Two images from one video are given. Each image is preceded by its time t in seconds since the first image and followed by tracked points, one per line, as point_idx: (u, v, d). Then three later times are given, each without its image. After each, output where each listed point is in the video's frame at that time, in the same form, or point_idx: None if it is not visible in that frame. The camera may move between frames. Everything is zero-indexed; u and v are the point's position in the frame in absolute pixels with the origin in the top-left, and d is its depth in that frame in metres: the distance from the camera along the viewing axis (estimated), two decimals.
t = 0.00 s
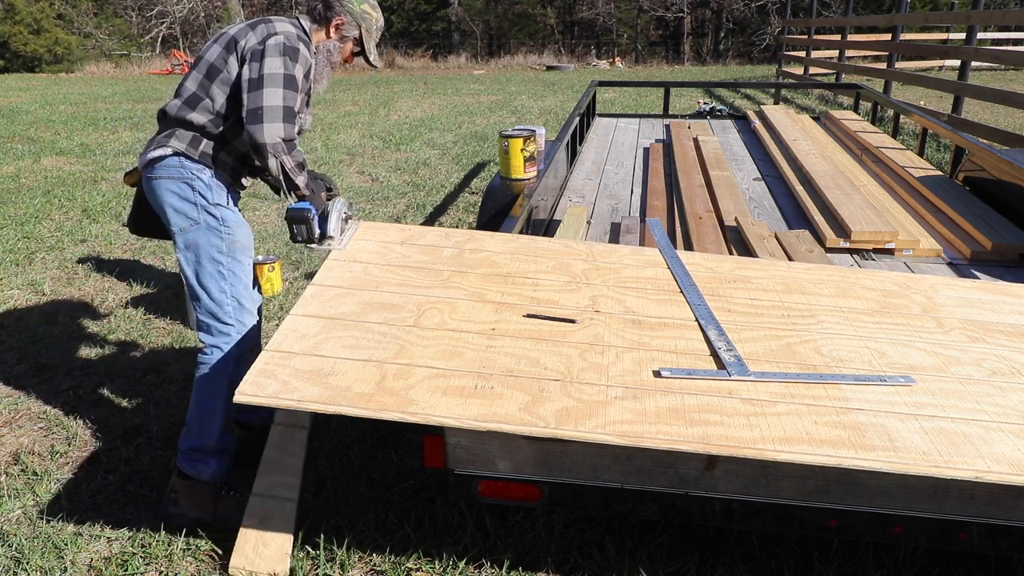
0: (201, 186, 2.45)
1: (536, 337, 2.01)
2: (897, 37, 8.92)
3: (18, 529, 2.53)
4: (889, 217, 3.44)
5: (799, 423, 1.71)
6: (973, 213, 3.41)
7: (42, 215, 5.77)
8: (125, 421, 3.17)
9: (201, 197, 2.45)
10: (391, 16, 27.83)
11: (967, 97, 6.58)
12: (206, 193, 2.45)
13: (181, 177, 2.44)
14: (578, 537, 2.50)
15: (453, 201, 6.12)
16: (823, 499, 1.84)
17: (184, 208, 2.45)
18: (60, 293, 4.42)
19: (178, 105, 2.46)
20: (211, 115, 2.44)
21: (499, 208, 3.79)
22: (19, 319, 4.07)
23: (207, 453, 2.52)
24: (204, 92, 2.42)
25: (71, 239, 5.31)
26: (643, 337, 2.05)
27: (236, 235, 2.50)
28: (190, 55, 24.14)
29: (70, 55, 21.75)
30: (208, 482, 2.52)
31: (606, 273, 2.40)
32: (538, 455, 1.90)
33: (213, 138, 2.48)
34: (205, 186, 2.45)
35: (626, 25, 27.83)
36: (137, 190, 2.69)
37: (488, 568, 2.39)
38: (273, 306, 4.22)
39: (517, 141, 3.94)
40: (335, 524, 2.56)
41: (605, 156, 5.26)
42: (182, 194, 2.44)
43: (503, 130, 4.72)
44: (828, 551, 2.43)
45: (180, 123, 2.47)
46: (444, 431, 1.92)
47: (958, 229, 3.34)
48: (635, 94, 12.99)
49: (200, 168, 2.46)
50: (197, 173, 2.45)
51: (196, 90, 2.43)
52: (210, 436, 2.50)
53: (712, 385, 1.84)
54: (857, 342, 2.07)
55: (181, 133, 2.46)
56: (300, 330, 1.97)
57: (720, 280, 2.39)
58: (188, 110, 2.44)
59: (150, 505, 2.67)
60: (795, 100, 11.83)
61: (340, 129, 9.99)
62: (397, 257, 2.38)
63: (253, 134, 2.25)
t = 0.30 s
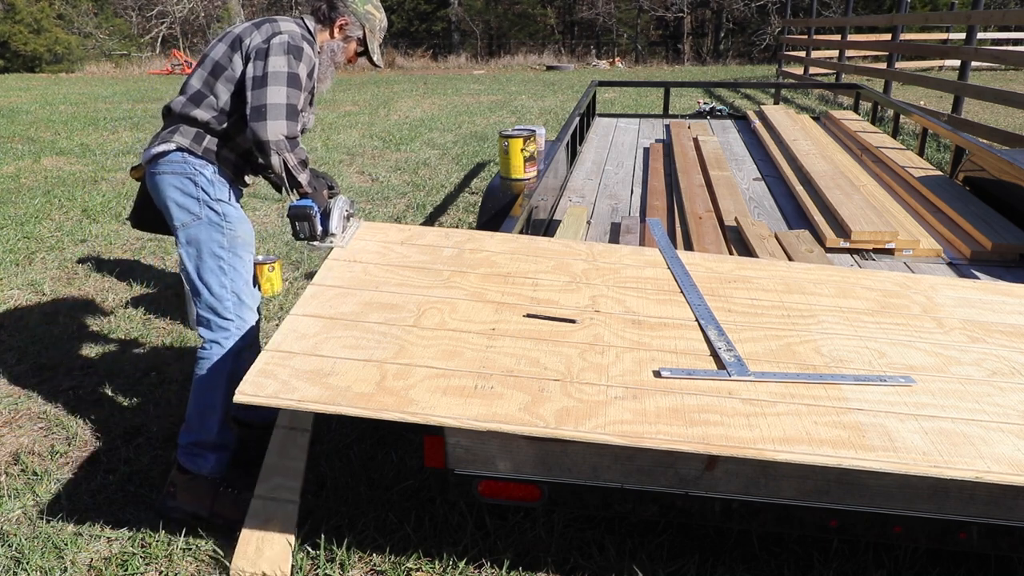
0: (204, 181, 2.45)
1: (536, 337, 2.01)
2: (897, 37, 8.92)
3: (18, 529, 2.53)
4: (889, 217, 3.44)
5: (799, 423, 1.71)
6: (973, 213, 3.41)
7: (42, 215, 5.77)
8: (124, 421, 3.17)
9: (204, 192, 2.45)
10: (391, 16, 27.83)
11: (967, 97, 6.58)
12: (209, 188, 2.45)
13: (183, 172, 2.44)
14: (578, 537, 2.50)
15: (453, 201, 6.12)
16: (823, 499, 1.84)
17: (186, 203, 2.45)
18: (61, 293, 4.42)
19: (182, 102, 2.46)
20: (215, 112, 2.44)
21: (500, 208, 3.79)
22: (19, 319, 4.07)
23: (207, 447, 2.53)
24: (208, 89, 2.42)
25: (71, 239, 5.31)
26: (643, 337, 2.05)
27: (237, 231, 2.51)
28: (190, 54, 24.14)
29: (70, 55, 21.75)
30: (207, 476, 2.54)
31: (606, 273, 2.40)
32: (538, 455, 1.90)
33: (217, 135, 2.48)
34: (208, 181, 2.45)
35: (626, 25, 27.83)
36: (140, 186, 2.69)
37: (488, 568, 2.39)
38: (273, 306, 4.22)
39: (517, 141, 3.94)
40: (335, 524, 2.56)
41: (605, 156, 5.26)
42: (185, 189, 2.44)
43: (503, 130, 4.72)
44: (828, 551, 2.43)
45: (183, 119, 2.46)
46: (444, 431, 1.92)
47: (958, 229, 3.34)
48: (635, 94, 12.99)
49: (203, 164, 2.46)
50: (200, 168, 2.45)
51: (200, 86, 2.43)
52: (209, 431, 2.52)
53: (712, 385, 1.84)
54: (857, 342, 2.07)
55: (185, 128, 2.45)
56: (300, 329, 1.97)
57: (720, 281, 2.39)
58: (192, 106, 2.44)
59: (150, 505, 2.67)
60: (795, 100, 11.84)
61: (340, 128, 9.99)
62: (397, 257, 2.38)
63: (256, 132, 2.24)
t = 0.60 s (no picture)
0: (207, 180, 2.45)
1: (536, 337, 2.01)
2: (897, 37, 8.92)
3: (18, 529, 2.53)
4: (889, 217, 3.44)
5: (798, 423, 1.71)
6: (973, 213, 3.41)
7: (42, 215, 5.77)
8: (124, 421, 3.17)
9: (207, 192, 2.45)
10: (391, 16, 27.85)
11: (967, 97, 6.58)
12: (212, 187, 2.45)
13: (186, 172, 2.44)
14: (578, 537, 2.50)
15: (453, 201, 6.12)
16: (823, 499, 1.84)
17: (189, 202, 2.45)
18: (61, 293, 4.42)
19: (184, 101, 2.45)
20: (218, 111, 2.44)
21: (500, 208, 3.79)
22: (19, 319, 4.06)
23: (210, 445, 2.53)
24: (210, 89, 2.41)
25: (71, 239, 5.30)
26: (643, 337, 2.05)
27: (241, 229, 2.50)
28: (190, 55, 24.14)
29: (70, 54, 21.73)
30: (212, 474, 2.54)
31: (606, 273, 2.40)
32: (538, 455, 1.90)
33: (220, 134, 2.47)
34: (210, 180, 2.45)
35: (626, 25, 27.84)
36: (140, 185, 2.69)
37: (488, 568, 2.39)
38: (273, 306, 4.21)
39: (517, 141, 3.94)
40: (335, 524, 2.56)
41: (605, 156, 5.26)
42: (188, 188, 2.44)
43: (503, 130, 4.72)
44: (828, 551, 2.44)
45: (186, 118, 2.46)
46: (444, 431, 1.92)
47: (958, 229, 3.34)
48: (635, 94, 12.98)
49: (206, 163, 2.46)
50: (203, 167, 2.45)
51: (202, 86, 2.42)
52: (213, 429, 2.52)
53: (711, 385, 1.84)
54: (857, 342, 2.07)
55: (187, 128, 2.45)
56: (300, 329, 1.97)
57: (720, 281, 2.39)
58: (194, 106, 2.43)
59: (149, 506, 2.67)
60: (795, 100, 11.84)
61: (340, 128, 10.00)
62: (396, 257, 2.38)
63: (259, 135, 2.26)
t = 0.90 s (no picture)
0: (206, 179, 2.45)
1: (536, 337, 2.01)
2: (897, 37, 8.92)
3: (18, 529, 2.53)
4: (889, 217, 3.44)
5: (799, 423, 1.71)
6: (973, 212, 3.41)
7: (42, 215, 5.77)
8: (125, 421, 3.17)
9: (206, 191, 2.45)
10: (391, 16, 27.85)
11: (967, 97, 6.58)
12: (211, 186, 2.45)
13: (185, 171, 2.44)
14: (578, 537, 2.50)
15: (453, 201, 6.12)
16: (823, 499, 1.84)
17: (187, 201, 2.44)
18: (61, 293, 4.42)
19: (184, 100, 2.47)
20: (219, 109, 2.45)
21: (500, 208, 3.79)
22: (19, 319, 4.06)
23: (199, 449, 2.50)
24: (212, 87, 2.44)
25: (71, 239, 5.30)
26: (643, 337, 2.05)
27: (239, 230, 2.49)
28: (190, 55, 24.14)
29: (71, 55, 21.73)
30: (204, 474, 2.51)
31: (606, 273, 2.40)
32: (538, 455, 1.90)
33: (222, 131, 2.49)
34: (210, 179, 2.45)
35: (626, 25, 27.83)
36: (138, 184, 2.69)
37: (488, 568, 2.39)
38: (273, 306, 4.21)
39: (517, 141, 3.95)
40: (335, 524, 2.56)
41: (605, 156, 5.26)
42: (187, 187, 2.44)
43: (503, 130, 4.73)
44: (828, 551, 2.44)
45: (187, 116, 2.47)
46: (444, 431, 1.92)
47: (958, 229, 3.34)
48: (635, 94, 12.98)
49: (206, 162, 2.46)
50: (202, 166, 2.45)
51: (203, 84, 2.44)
52: (202, 430, 2.49)
53: (711, 385, 1.84)
54: (857, 343, 2.07)
55: (187, 126, 2.46)
56: (300, 329, 1.96)
57: (720, 281, 2.39)
58: (196, 104, 2.46)
59: (150, 506, 2.67)
60: (795, 100, 11.84)
61: (340, 128, 10.00)
62: (396, 257, 2.38)
63: (271, 148, 2.39)
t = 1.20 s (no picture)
0: (205, 186, 2.43)
1: (536, 337, 2.01)
2: (898, 37, 8.91)
3: (18, 530, 2.53)
4: (889, 217, 3.44)
5: (799, 422, 1.71)
6: (973, 213, 3.41)
7: (42, 215, 5.77)
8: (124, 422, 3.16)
9: (202, 198, 2.43)
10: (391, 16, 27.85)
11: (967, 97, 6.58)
12: (207, 194, 2.44)
13: (185, 176, 2.42)
14: (578, 537, 2.50)
15: (453, 201, 6.12)
16: (823, 499, 1.84)
17: (182, 206, 2.43)
18: (61, 293, 4.42)
19: (191, 104, 2.44)
20: (230, 116, 2.46)
21: (500, 208, 3.79)
22: (19, 319, 4.06)
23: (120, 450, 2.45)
24: (222, 96, 2.42)
25: (71, 239, 5.30)
26: (642, 337, 2.05)
27: (226, 241, 2.49)
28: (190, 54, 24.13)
29: (71, 55, 21.70)
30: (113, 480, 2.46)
31: (606, 273, 2.40)
32: (538, 455, 1.90)
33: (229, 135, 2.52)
34: (208, 187, 2.44)
35: (626, 25, 27.82)
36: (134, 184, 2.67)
37: (488, 568, 2.39)
38: (273, 305, 4.21)
39: (517, 141, 3.95)
40: (335, 524, 2.56)
41: (605, 156, 5.26)
42: (184, 192, 2.43)
43: (503, 130, 4.73)
44: (828, 551, 2.44)
45: (192, 121, 2.45)
46: (444, 431, 1.92)
47: (958, 229, 3.34)
48: (635, 94, 12.98)
49: (206, 168, 2.44)
50: (203, 173, 2.43)
51: (212, 92, 2.42)
52: (124, 432, 2.42)
53: (711, 385, 1.84)
54: (857, 343, 2.07)
55: (190, 130, 2.44)
56: (300, 329, 1.96)
57: (720, 282, 2.39)
58: (203, 109, 2.44)
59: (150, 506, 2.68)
60: (795, 100, 11.84)
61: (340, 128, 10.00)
62: (396, 257, 2.38)
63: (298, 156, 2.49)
